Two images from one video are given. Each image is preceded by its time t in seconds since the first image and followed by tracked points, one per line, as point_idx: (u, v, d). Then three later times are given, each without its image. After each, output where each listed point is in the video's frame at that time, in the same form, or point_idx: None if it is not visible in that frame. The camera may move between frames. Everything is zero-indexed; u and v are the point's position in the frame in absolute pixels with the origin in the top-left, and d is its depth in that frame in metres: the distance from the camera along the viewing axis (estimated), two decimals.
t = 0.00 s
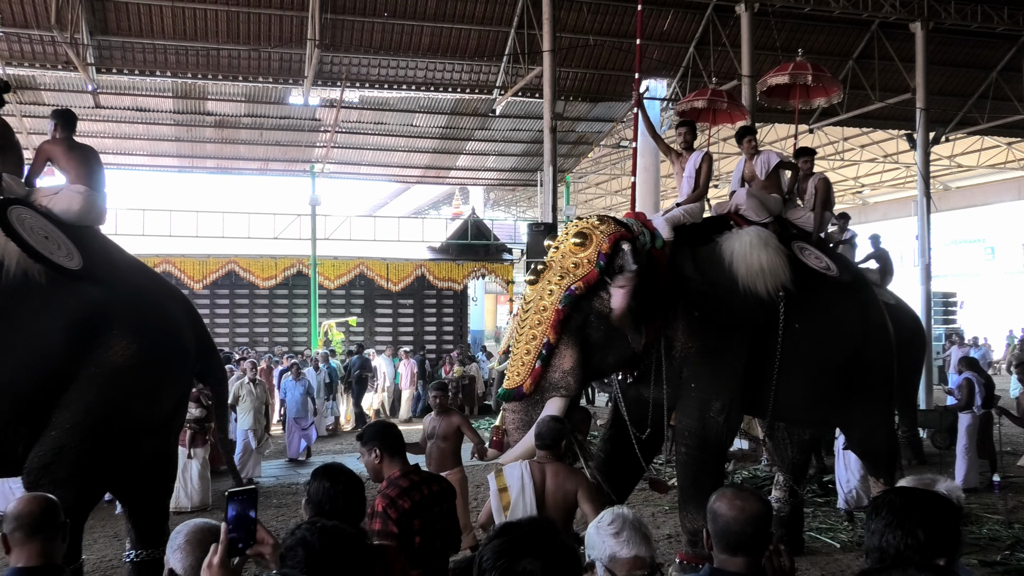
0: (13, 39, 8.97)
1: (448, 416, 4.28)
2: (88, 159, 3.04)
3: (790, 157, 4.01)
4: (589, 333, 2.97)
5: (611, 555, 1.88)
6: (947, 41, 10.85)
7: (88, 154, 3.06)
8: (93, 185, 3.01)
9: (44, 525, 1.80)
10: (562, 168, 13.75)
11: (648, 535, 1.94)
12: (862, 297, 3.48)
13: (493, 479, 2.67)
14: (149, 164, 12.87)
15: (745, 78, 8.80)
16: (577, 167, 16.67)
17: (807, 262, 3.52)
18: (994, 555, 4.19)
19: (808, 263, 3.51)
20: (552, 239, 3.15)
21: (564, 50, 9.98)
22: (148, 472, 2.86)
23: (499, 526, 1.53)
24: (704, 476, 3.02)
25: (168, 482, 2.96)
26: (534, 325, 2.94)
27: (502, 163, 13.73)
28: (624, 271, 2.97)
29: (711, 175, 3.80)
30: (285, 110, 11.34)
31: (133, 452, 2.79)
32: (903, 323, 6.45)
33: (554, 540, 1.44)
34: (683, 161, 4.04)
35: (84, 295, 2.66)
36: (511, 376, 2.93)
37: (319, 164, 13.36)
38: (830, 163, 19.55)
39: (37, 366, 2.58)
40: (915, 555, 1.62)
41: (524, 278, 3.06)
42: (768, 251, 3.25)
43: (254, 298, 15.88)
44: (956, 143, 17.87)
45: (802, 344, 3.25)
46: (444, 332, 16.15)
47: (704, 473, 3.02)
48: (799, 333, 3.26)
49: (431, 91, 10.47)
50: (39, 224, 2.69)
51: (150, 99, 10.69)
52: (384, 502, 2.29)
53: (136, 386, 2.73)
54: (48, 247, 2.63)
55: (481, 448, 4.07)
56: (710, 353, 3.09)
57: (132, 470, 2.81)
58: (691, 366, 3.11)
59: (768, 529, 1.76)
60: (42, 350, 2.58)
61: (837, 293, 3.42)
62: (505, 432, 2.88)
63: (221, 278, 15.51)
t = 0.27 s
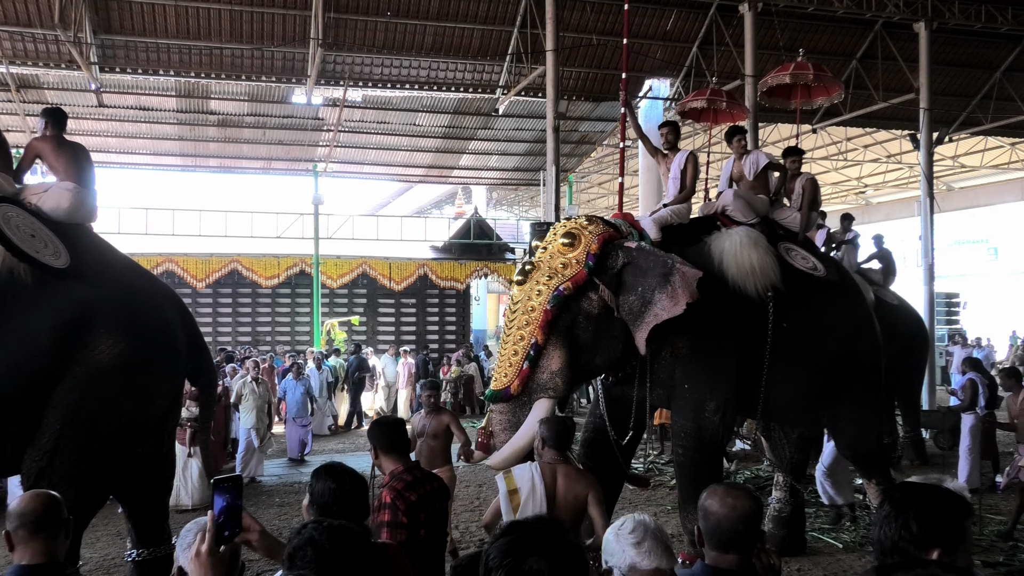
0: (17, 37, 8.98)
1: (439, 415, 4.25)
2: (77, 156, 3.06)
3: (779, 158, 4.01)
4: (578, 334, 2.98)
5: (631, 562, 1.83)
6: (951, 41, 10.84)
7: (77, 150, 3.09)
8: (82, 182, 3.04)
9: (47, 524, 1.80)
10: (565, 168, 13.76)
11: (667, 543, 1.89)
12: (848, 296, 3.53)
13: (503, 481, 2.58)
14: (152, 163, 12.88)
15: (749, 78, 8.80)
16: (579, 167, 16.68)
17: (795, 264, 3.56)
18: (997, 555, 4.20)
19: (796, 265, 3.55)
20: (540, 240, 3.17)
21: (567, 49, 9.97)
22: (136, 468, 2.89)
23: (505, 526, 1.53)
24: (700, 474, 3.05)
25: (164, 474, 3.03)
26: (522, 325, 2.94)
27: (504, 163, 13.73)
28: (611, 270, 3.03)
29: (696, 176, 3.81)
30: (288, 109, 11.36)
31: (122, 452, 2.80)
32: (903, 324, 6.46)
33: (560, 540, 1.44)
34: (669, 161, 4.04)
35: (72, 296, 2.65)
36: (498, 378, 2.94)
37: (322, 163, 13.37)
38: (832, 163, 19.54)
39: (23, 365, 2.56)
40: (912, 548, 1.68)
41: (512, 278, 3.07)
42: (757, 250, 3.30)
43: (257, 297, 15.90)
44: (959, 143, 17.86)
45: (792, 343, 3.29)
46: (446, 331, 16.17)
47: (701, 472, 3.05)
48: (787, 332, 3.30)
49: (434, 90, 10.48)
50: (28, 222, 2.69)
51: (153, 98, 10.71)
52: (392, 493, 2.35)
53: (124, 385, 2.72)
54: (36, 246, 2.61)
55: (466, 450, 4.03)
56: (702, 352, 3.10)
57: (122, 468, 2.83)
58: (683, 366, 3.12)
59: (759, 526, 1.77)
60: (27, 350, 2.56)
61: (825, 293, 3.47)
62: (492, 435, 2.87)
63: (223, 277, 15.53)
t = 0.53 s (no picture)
0: (20, 36, 8.98)
1: (431, 415, 4.36)
2: (70, 154, 3.07)
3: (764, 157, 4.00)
4: (567, 337, 2.97)
5: None
6: (955, 41, 10.82)
7: (71, 149, 3.09)
8: (76, 180, 3.04)
9: (58, 517, 1.81)
10: (568, 167, 13.76)
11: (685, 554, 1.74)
12: (828, 293, 3.57)
13: (520, 484, 2.52)
14: (155, 162, 12.90)
15: (752, 77, 8.78)
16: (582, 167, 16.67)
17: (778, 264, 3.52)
18: (1001, 555, 4.19)
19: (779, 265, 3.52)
20: (528, 242, 3.16)
21: (570, 48, 9.97)
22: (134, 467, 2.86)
23: (511, 525, 1.53)
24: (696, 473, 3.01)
25: (164, 475, 3.02)
26: (510, 329, 2.92)
27: (507, 162, 13.72)
28: (600, 271, 3.00)
29: (681, 177, 3.80)
30: (291, 109, 11.37)
31: (115, 451, 2.78)
32: (904, 331, 6.49)
33: (567, 540, 1.43)
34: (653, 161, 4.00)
35: (64, 289, 2.69)
36: (486, 383, 2.91)
37: (324, 162, 13.39)
38: (835, 163, 19.52)
39: (17, 358, 2.60)
40: (923, 539, 1.70)
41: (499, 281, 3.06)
42: (740, 249, 3.25)
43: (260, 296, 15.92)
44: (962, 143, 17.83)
45: (773, 342, 3.31)
46: (448, 331, 16.17)
47: (699, 470, 3.01)
48: (771, 331, 3.32)
49: (437, 89, 10.48)
50: (19, 217, 2.71)
51: (156, 97, 10.72)
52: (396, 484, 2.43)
53: (120, 380, 2.74)
54: (29, 239, 2.66)
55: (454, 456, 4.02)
56: (692, 351, 3.05)
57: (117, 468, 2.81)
58: (671, 367, 3.07)
59: (757, 520, 1.76)
60: (22, 343, 2.60)
61: (804, 291, 3.49)
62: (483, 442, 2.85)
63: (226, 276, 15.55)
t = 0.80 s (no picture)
0: (23, 34, 8.98)
1: (421, 417, 4.16)
2: (62, 149, 3.11)
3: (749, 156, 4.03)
4: (555, 339, 3.04)
5: None
6: (958, 39, 10.80)
7: (63, 145, 3.12)
8: (68, 175, 3.08)
9: (67, 513, 1.82)
10: (571, 166, 13.76)
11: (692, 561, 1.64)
12: (812, 290, 3.62)
13: (541, 485, 2.41)
14: (157, 160, 12.91)
15: (755, 76, 8.78)
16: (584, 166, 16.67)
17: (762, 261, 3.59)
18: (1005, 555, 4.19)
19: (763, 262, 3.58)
20: (515, 243, 3.21)
21: (572, 46, 9.96)
22: (128, 466, 2.85)
23: (516, 524, 1.52)
24: (691, 471, 3.06)
25: (161, 478, 3.01)
26: (499, 334, 2.98)
27: (510, 160, 13.72)
28: (587, 275, 3.06)
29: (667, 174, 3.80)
30: (294, 106, 11.37)
31: (108, 448, 2.78)
32: (904, 332, 6.57)
33: (572, 540, 1.43)
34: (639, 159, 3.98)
35: (56, 284, 2.75)
36: (476, 388, 2.96)
37: (327, 160, 13.41)
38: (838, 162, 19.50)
39: (9, 352, 2.66)
40: (942, 533, 1.72)
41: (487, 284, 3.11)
42: (724, 248, 3.29)
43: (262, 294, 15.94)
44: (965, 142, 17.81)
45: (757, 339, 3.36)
46: (451, 329, 16.19)
47: (696, 468, 3.07)
48: (757, 328, 3.37)
49: (440, 87, 10.48)
50: (11, 214, 2.80)
51: (160, 95, 10.74)
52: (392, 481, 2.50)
53: (113, 376, 2.77)
54: (18, 235, 2.74)
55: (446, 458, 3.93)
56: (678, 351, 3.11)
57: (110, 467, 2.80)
58: (660, 367, 3.12)
59: (764, 518, 1.77)
60: (14, 336, 2.66)
61: (787, 288, 3.54)
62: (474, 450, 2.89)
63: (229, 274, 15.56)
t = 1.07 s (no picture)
0: (27, 33, 8.99)
1: (411, 415, 4.20)
2: (50, 147, 3.11)
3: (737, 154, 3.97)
4: (543, 337, 2.79)
5: None
6: (962, 38, 10.78)
7: (52, 142, 3.14)
8: (55, 172, 3.07)
9: (78, 510, 1.84)
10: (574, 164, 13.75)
11: None
12: (800, 288, 3.54)
13: (556, 486, 2.43)
14: (160, 158, 12.92)
15: (758, 74, 8.76)
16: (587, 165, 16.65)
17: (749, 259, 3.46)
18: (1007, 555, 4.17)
19: (750, 261, 3.45)
20: (503, 239, 2.98)
21: (575, 45, 9.95)
22: (113, 465, 2.83)
23: (519, 522, 1.53)
24: (688, 473, 3.01)
25: (155, 478, 3.02)
26: (485, 331, 2.72)
27: (513, 159, 13.72)
28: (575, 273, 2.86)
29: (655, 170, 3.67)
30: (297, 105, 11.38)
31: (93, 445, 2.76)
32: (907, 333, 6.54)
33: (575, 539, 1.44)
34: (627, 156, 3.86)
35: (41, 279, 2.72)
36: (462, 385, 2.71)
37: (330, 159, 13.42)
38: (841, 161, 19.48)
39: None
40: (989, 538, 1.73)
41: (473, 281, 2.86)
42: (712, 248, 3.17)
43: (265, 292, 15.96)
44: (969, 142, 17.76)
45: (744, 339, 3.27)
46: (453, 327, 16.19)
47: (694, 467, 3.02)
48: (744, 329, 3.28)
49: (443, 86, 10.47)
50: None
51: (163, 93, 10.76)
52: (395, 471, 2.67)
53: (101, 373, 2.76)
54: (4, 230, 2.69)
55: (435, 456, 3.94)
56: (666, 353, 3.04)
57: (95, 465, 2.78)
58: (649, 369, 3.05)
59: (793, 525, 1.78)
60: None
61: (775, 286, 3.44)
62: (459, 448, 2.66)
63: (232, 273, 15.59)
